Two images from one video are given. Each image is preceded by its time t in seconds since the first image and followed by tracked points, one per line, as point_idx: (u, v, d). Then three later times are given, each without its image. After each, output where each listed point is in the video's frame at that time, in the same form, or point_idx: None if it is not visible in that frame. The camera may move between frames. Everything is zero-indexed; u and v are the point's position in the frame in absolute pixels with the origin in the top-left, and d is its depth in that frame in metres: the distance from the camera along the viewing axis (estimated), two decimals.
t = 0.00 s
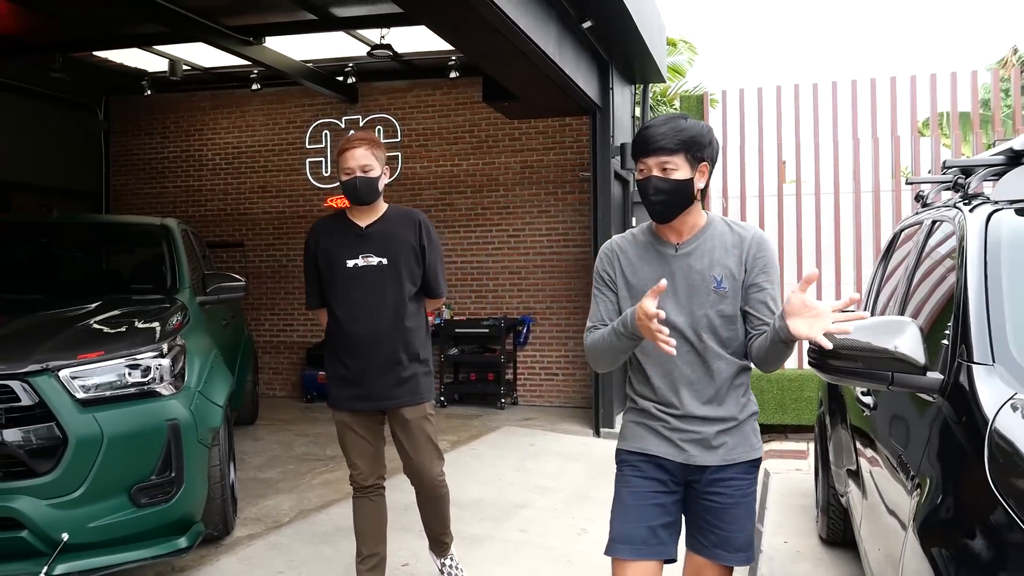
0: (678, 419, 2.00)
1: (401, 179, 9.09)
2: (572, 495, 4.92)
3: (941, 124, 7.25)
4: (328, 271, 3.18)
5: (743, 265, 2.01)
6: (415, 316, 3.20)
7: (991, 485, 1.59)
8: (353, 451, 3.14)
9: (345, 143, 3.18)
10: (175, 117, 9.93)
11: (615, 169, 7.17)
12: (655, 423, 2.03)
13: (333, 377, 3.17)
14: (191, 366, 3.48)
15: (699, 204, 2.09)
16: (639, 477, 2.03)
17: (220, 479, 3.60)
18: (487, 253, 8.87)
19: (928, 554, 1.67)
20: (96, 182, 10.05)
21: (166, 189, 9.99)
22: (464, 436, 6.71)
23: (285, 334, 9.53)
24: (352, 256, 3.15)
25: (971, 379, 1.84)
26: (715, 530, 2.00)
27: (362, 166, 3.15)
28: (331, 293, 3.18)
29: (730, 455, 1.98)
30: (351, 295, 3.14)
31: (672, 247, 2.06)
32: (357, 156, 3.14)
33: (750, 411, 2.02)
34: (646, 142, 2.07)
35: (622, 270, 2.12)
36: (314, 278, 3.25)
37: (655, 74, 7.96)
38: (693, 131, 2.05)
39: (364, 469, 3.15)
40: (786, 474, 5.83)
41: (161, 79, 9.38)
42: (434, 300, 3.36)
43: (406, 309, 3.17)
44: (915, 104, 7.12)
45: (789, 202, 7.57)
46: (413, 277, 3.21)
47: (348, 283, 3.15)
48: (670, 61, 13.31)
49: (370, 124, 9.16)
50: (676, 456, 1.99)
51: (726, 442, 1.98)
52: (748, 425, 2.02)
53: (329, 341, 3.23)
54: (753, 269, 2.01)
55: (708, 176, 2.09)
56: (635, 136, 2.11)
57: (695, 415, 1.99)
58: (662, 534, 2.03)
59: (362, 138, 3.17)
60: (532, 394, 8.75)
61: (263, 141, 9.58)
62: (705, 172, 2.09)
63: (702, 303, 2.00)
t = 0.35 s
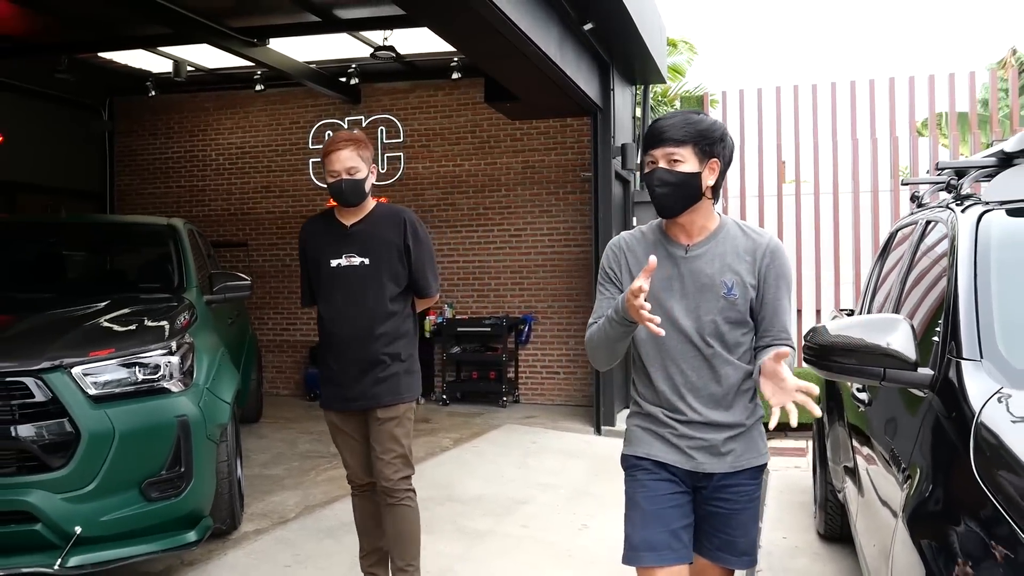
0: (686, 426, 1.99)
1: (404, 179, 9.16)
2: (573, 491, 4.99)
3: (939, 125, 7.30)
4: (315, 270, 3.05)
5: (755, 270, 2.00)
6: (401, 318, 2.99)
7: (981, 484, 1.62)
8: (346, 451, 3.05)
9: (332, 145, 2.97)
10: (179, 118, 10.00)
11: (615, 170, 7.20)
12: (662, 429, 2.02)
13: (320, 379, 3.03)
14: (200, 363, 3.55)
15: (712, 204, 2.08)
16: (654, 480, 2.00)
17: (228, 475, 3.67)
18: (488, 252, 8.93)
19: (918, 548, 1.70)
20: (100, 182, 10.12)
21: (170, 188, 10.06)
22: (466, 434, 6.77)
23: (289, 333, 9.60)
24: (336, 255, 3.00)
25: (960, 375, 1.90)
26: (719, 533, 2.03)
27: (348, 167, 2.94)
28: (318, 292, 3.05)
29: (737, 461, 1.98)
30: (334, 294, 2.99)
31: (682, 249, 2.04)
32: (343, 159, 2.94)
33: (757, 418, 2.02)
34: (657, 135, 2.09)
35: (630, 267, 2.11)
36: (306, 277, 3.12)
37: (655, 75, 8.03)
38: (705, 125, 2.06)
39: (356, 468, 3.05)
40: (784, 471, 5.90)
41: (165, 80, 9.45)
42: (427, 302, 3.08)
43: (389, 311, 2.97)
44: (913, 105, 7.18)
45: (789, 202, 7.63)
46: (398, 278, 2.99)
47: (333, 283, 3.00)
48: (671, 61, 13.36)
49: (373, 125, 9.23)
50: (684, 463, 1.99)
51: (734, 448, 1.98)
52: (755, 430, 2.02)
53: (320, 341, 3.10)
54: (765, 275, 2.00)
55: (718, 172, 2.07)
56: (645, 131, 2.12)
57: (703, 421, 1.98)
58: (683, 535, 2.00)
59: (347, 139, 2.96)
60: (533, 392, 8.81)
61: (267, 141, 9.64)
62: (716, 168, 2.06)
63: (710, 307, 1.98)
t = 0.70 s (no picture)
0: (680, 435, 1.98)
1: (408, 180, 9.25)
2: (576, 487, 5.08)
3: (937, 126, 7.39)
4: (316, 271, 3.02)
5: (749, 267, 2.02)
6: (400, 325, 2.98)
7: (969, 477, 1.68)
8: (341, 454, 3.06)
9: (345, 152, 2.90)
10: (185, 119, 10.10)
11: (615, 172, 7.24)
12: (655, 437, 2.00)
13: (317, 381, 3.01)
14: (211, 360, 3.63)
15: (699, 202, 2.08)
16: (645, 492, 2.00)
17: (239, 469, 3.76)
18: (491, 252, 9.01)
19: (914, 548, 1.74)
20: (107, 182, 10.22)
21: (176, 189, 10.16)
22: (470, 432, 6.86)
23: (293, 332, 9.68)
24: (339, 257, 2.97)
25: (948, 368, 1.99)
26: (712, 544, 2.05)
27: (361, 175, 2.91)
28: (318, 293, 3.02)
29: (731, 471, 1.98)
30: (335, 296, 2.96)
31: (674, 250, 2.04)
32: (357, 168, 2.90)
33: (749, 424, 2.02)
34: (647, 137, 2.06)
35: (619, 274, 2.10)
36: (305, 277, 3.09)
37: (657, 77, 8.13)
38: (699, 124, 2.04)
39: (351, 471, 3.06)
40: (783, 468, 5.99)
41: (171, 81, 9.54)
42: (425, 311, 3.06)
43: (390, 317, 2.95)
44: (912, 106, 7.26)
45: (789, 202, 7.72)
46: (401, 284, 2.97)
47: (332, 284, 2.97)
48: (672, 62, 13.44)
49: (377, 126, 9.31)
50: (678, 472, 1.98)
51: (728, 458, 1.98)
52: (748, 439, 2.01)
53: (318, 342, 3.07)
54: (760, 271, 2.02)
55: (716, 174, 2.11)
56: (635, 131, 2.08)
57: (697, 432, 1.97)
58: (674, 547, 2.03)
59: (357, 145, 2.92)
60: (536, 391, 8.90)
61: (272, 142, 9.73)
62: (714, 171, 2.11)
63: (709, 307, 1.98)
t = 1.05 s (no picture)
0: (662, 431, 1.90)
1: (411, 179, 9.34)
2: (578, 482, 5.16)
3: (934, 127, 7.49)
4: (328, 268, 3.04)
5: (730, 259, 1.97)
6: (417, 324, 3.01)
7: (953, 462, 1.76)
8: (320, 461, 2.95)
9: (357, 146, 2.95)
10: (190, 120, 10.20)
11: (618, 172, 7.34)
12: (635, 435, 1.93)
13: (320, 378, 2.98)
14: (223, 356, 3.72)
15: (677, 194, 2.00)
16: (623, 488, 1.94)
17: (250, 462, 3.85)
18: (494, 251, 9.10)
19: (913, 553, 1.74)
20: (113, 183, 10.33)
21: (181, 189, 10.26)
22: (474, 428, 6.96)
23: (298, 331, 9.77)
24: (353, 253, 3.00)
25: (936, 360, 2.09)
26: (710, 546, 1.93)
27: (372, 169, 2.95)
28: (330, 290, 3.03)
29: (715, 465, 1.91)
30: (348, 293, 2.99)
31: (656, 244, 1.95)
32: (368, 161, 2.94)
33: (728, 417, 1.96)
34: (633, 137, 1.93)
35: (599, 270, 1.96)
36: (316, 274, 3.12)
37: (657, 77, 8.22)
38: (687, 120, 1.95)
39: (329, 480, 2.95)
40: (783, 464, 6.08)
41: (177, 83, 9.64)
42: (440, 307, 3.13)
43: (405, 315, 2.98)
44: (909, 107, 7.35)
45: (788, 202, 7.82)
46: (417, 283, 3.02)
47: (347, 281, 2.99)
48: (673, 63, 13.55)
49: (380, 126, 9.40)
50: (660, 469, 1.90)
51: (711, 452, 1.91)
52: (729, 433, 1.95)
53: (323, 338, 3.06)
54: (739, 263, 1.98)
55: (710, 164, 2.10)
56: (620, 128, 1.94)
57: (679, 425, 1.90)
58: (657, 547, 1.99)
59: (371, 138, 2.96)
60: (538, 389, 8.99)
61: (277, 142, 9.82)
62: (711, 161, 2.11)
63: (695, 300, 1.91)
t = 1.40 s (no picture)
0: (671, 429, 1.93)
1: (416, 181, 9.45)
2: (582, 477, 5.27)
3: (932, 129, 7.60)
4: (340, 265, 3.04)
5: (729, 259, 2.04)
6: (431, 323, 3.07)
7: (942, 454, 1.84)
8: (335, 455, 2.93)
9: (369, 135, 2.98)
10: (197, 121, 10.31)
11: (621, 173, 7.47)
12: (645, 434, 1.94)
13: (333, 377, 2.98)
14: (237, 353, 3.82)
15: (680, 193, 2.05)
16: (630, 485, 1.95)
17: (263, 457, 3.96)
18: (498, 252, 9.21)
19: (903, 541, 1.82)
20: (121, 184, 10.45)
21: (188, 190, 10.38)
22: (479, 426, 7.07)
23: (304, 330, 9.88)
24: (366, 251, 3.02)
25: (926, 355, 2.20)
26: (710, 540, 1.96)
27: (384, 161, 2.98)
28: (342, 287, 3.04)
29: (721, 459, 1.96)
30: (362, 290, 3.00)
31: (659, 243, 1.97)
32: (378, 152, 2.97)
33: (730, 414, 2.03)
34: (629, 131, 1.99)
35: (604, 270, 1.95)
36: (324, 271, 3.10)
37: (659, 80, 8.34)
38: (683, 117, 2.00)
39: (344, 478, 2.91)
40: (783, 460, 6.19)
41: (185, 85, 9.75)
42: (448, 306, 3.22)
43: (419, 313, 3.02)
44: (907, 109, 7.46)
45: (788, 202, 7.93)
46: (429, 280, 3.06)
47: (361, 280, 3.00)
48: (675, 65, 13.65)
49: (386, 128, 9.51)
50: (670, 467, 1.92)
51: (718, 447, 1.95)
52: (731, 428, 2.02)
53: (332, 335, 3.06)
54: (737, 263, 2.06)
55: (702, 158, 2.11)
56: (619, 125, 2.01)
57: (686, 423, 1.94)
58: (663, 544, 2.01)
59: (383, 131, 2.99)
60: (542, 387, 9.10)
61: (283, 144, 9.94)
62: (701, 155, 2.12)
63: (699, 299, 1.95)
